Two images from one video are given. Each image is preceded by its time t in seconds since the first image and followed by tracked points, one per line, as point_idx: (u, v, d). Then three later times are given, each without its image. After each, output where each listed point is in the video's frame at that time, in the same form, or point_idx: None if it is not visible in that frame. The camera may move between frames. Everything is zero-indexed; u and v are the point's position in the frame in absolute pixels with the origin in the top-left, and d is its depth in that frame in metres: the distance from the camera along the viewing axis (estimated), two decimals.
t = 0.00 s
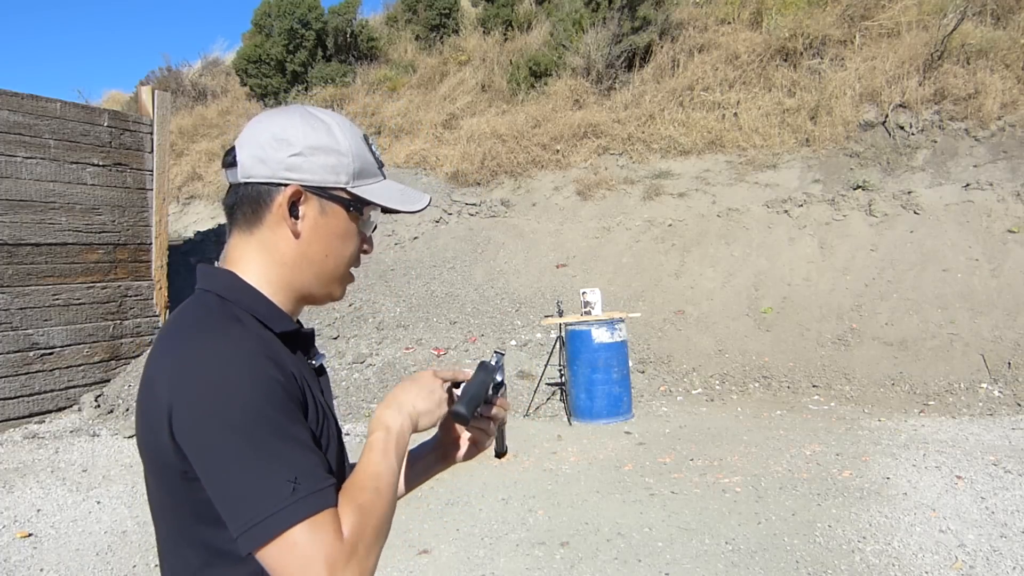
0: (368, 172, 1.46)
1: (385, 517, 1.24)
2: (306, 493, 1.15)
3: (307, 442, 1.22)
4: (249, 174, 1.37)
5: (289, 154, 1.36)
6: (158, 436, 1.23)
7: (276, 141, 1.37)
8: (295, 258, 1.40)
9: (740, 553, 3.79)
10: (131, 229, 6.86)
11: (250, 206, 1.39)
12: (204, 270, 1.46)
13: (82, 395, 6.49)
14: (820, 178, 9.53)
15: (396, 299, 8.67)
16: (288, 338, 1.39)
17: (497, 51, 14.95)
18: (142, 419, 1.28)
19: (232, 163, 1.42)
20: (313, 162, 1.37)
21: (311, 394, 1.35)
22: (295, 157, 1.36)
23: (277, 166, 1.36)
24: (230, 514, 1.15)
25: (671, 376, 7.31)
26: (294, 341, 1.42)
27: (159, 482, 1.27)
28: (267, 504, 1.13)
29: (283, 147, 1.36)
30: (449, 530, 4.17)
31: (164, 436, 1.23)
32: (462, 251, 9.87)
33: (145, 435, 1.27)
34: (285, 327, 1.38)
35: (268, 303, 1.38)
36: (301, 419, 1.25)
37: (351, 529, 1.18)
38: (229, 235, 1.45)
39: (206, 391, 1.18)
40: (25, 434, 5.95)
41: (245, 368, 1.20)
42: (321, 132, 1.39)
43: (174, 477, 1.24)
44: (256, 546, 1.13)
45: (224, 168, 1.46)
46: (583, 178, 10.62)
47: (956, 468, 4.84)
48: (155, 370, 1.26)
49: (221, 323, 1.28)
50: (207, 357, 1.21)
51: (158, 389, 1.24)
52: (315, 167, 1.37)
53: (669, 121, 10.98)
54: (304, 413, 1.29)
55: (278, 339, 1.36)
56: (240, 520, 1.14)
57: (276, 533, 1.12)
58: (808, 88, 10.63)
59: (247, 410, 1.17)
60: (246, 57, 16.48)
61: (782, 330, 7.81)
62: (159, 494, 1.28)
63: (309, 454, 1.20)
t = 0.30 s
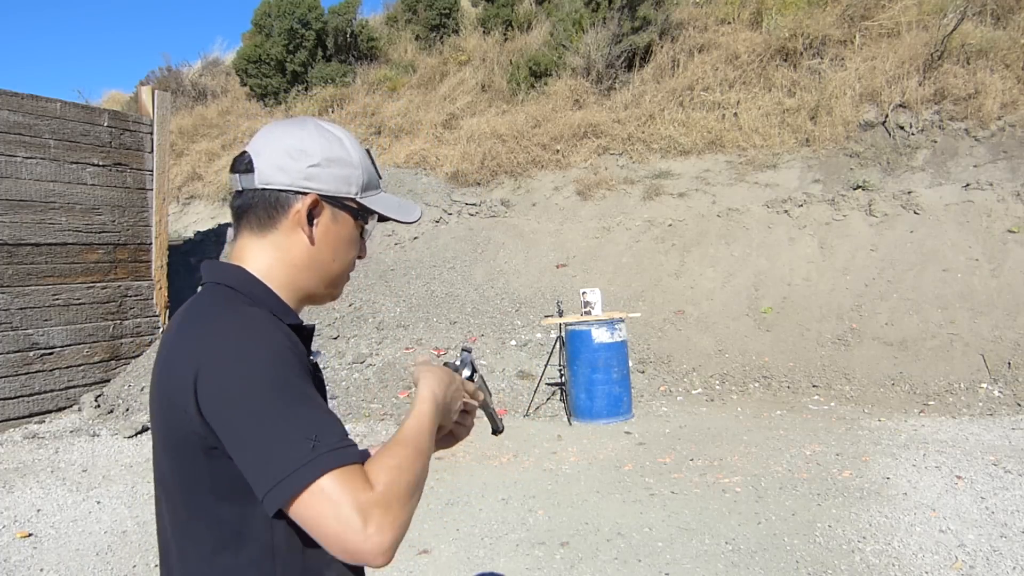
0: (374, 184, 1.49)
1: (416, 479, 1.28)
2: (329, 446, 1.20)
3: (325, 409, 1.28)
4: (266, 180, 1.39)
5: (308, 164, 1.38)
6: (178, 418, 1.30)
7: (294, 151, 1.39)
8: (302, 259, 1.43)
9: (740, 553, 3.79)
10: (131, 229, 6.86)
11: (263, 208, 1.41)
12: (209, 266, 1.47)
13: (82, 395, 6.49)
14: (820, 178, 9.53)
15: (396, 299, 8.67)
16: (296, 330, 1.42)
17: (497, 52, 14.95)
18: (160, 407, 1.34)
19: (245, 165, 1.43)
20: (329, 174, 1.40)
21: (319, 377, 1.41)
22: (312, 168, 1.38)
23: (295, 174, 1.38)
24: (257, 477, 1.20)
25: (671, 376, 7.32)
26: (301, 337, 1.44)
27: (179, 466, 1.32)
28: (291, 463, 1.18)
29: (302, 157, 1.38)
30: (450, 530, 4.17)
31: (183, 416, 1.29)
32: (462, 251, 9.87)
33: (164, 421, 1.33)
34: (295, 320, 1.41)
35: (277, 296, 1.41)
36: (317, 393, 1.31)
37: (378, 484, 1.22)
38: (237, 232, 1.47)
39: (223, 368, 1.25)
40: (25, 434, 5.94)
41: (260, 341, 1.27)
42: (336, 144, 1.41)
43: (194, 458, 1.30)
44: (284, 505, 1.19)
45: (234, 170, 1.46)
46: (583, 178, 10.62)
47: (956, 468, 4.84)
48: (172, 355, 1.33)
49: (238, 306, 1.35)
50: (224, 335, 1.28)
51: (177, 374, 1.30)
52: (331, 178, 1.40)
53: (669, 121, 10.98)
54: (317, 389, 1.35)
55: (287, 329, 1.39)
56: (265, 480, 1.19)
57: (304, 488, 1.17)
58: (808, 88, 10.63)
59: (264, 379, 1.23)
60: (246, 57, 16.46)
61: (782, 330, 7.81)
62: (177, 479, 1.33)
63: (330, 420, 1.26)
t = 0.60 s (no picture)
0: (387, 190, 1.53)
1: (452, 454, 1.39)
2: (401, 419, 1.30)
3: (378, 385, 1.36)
4: (298, 179, 1.40)
5: (339, 166, 1.41)
6: (225, 410, 1.30)
7: (325, 153, 1.41)
8: (324, 260, 1.45)
9: (740, 553, 3.79)
10: (131, 228, 6.86)
11: (290, 206, 1.42)
12: (225, 260, 1.46)
13: (82, 395, 6.49)
14: (820, 178, 9.53)
15: (396, 299, 8.67)
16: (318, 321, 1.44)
17: (497, 52, 14.95)
18: (198, 403, 1.32)
19: (272, 160, 1.43)
20: (356, 178, 1.43)
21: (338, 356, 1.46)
22: (342, 171, 1.41)
23: (327, 176, 1.41)
24: (347, 458, 1.25)
25: (671, 376, 7.32)
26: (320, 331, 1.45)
27: (223, 461, 1.31)
28: (378, 442, 1.25)
29: (333, 159, 1.41)
30: (450, 530, 4.17)
31: (233, 408, 1.29)
32: (462, 251, 9.87)
33: (204, 416, 1.32)
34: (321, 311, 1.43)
35: (301, 294, 1.42)
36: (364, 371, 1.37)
37: (437, 460, 1.34)
38: (255, 227, 1.46)
39: (280, 352, 1.26)
40: (25, 434, 5.94)
41: (308, 322, 1.29)
42: (361, 150, 1.45)
43: (244, 449, 1.30)
44: (370, 486, 1.26)
45: (256, 164, 1.45)
46: (583, 178, 10.63)
47: (956, 468, 4.84)
48: (213, 347, 1.32)
49: (280, 294, 1.37)
50: (274, 320, 1.29)
51: (231, 369, 1.29)
52: (358, 182, 1.43)
53: (669, 121, 10.98)
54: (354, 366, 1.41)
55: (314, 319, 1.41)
56: (352, 464, 1.24)
57: (394, 464, 1.26)
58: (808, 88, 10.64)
59: (327, 360, 1.27)
60: (246, 57, 16.47)
61: (782, 331, 7.81)
62: (218, 474, 1.32)
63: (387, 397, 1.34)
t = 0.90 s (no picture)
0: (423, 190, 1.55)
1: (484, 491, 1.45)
2: (469, 447, 1.36)
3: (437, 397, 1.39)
4: (359, 175, 1.39)
5: (396, 164, 1.42)
6: (305, 419, 1.24)
7: (383, 149, 1.41)
8: (376, 261, 1.45)
9: (740, 553, 3.79)
10: (131, 228, 6.86)
11: (350, 206, 1.40)
12: (277, 262, 1.41)
13: (82, 395, 6.49)
14: (820, 178, 9.53)
15: (397, 299, 8.67)
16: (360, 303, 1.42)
17: (497, 52, 14.95)
18: (267, 407, 1.26)
19: (327, 158, 1.41)
20: (408, 177, 1.45)
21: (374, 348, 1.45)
22: (400, 168, 1.42)
23: (386, 174, 1.41)
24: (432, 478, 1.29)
25: (671, 376, 7.33)
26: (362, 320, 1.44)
27: (292, 468, 1.26)
28: (457, 468, 1.31)
29: (391, 156, 1.42)
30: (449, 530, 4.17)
31: (315, 418, 1.24)
32: (462, 251, 9.88)
33: (277, 421, 1.25)
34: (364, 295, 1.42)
35: (362, 296, 1.41)
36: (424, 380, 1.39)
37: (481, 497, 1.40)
38: (306, 226, 1.42)
39: (378, 370, 1.23)
40: (25, 434, 5.92)
41: (395, 334, 1.28)
42: (409, 149, 1.47)
43: (318, 458, 1.25)
44: (442, 510, 1.31)
45: (305, 160, 1.42)
46: (583, 178, 10.63)
47: (956, 468, 4.84)
48: (293, 353, 1.26)
49: (354, 301, 1.34)
50: (367, 334, 1.25)
51: (322, 376, 1.24)
52: (409, 181, 1.45)
53: (669, 121, 10.98)
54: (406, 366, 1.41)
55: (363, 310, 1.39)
56: (437, 485, 1.30)
57: (467, 495, 1.32)
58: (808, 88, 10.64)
59: (419, 381, 1.27)
60: (246, 57, 16.46)
61: (782, 331, 7.81)
62: (285, 480, 1.27)
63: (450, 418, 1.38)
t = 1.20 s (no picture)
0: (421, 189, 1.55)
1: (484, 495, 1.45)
2: (476, 450, 1.36)
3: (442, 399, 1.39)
4: (359, 176, 1.39)
5: (396, 164, 1.42)
6: (318, 422, 1.24)
7: (383, 148, 1.41)
8: (375, 262, 1.46)
9: (740, 553, 3.79)
10: (131, 228, 6.86)
11: (351, 208, 1.40)
12: (280, 264, 1.40)
13: (82, 395, 6.49)
14: (820, 178, 9.52)
15: (396, 299, 8.67)
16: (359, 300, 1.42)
17: (497, 52, 14.94)
18: (278, 410, 1.25)
19: (326, 157, 1.40)
20: (408, 176, 1.45)
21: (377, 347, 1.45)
22: (400, 168, 1.43)
23: (386, 173, 1.41)
24: (439, 483, 1.30)
25: (671, 376, 7.33)
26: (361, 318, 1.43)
27: (305, 470, 1.26)
28: (464, 471, 1.32)
29: (391, 156, 1.42)
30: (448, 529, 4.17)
31: (328, 421, 1.24)
32: (462, 251, 9.88)
33: (287, 423, 1.25)
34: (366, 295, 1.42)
35: (364, 298, 1.41)
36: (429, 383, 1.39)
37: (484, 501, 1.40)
38: (306, 228, 1.42)
39: (390, 372, 1.24)
40: (25, 434, 5.92)
41: (406, 336, 1.28)
42: (409, 147, 1.47)
43: (329, 460, 1.25)
44: (447, 515, 1.31)
45: (304, 159, 1.42)
46: (583, 178, 10.63)
47: (956, 469, 4.84)
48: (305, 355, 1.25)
49: (361, 304, 1.33)
50: (380, 336, 1.25)
51: (334, 380, 1.23)
52: (409, 181, 1.45)
53: (669, 121, 10.98)
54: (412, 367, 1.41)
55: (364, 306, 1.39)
56: (443, 490, 1.30)
57: (472, 499, 1.33)
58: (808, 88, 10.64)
59: (430, 384, 1.27)
60: (246, 57, 16.46)
61: (782, 331, 7.81)
62: (297, 482, 1.27)
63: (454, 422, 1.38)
